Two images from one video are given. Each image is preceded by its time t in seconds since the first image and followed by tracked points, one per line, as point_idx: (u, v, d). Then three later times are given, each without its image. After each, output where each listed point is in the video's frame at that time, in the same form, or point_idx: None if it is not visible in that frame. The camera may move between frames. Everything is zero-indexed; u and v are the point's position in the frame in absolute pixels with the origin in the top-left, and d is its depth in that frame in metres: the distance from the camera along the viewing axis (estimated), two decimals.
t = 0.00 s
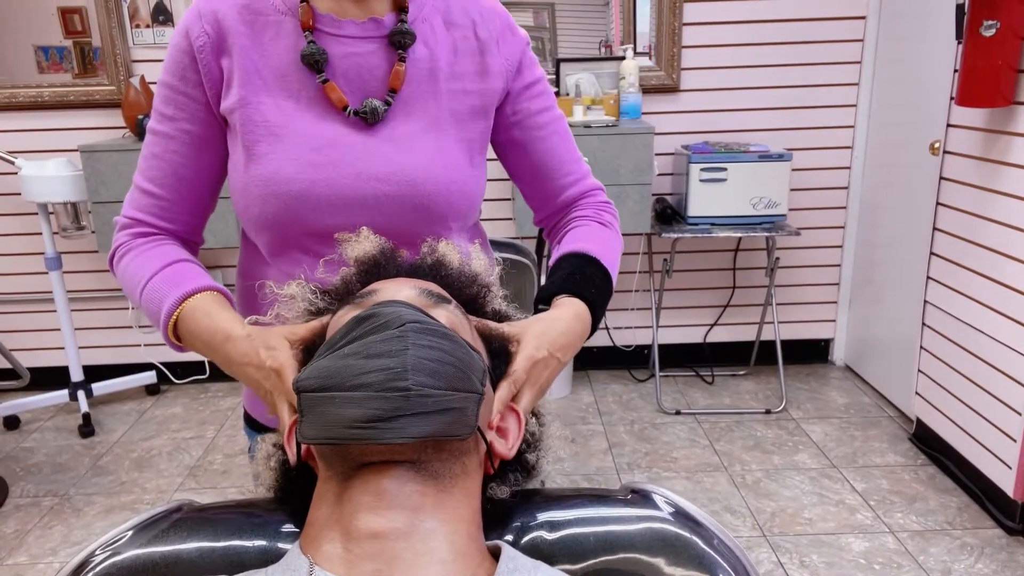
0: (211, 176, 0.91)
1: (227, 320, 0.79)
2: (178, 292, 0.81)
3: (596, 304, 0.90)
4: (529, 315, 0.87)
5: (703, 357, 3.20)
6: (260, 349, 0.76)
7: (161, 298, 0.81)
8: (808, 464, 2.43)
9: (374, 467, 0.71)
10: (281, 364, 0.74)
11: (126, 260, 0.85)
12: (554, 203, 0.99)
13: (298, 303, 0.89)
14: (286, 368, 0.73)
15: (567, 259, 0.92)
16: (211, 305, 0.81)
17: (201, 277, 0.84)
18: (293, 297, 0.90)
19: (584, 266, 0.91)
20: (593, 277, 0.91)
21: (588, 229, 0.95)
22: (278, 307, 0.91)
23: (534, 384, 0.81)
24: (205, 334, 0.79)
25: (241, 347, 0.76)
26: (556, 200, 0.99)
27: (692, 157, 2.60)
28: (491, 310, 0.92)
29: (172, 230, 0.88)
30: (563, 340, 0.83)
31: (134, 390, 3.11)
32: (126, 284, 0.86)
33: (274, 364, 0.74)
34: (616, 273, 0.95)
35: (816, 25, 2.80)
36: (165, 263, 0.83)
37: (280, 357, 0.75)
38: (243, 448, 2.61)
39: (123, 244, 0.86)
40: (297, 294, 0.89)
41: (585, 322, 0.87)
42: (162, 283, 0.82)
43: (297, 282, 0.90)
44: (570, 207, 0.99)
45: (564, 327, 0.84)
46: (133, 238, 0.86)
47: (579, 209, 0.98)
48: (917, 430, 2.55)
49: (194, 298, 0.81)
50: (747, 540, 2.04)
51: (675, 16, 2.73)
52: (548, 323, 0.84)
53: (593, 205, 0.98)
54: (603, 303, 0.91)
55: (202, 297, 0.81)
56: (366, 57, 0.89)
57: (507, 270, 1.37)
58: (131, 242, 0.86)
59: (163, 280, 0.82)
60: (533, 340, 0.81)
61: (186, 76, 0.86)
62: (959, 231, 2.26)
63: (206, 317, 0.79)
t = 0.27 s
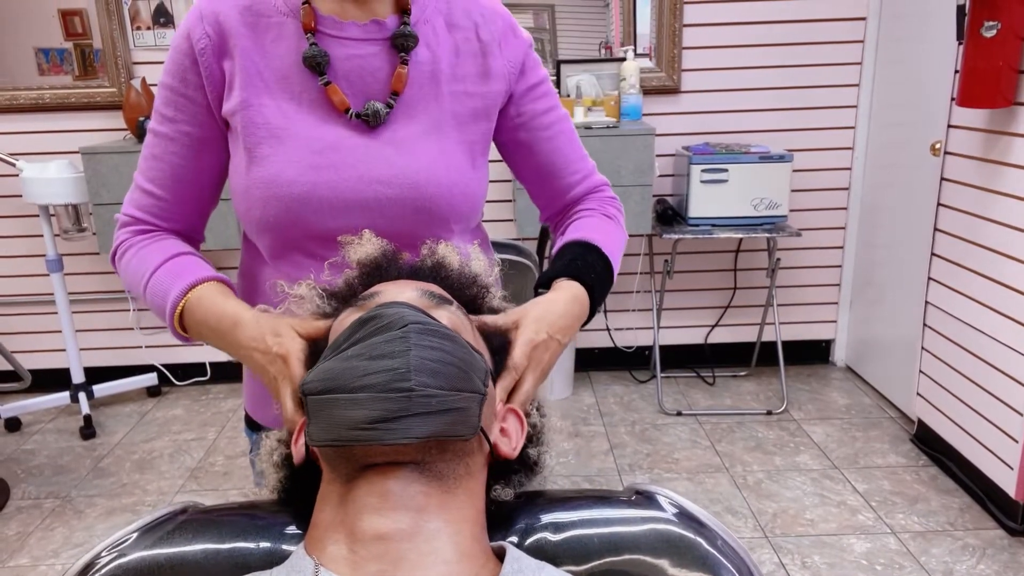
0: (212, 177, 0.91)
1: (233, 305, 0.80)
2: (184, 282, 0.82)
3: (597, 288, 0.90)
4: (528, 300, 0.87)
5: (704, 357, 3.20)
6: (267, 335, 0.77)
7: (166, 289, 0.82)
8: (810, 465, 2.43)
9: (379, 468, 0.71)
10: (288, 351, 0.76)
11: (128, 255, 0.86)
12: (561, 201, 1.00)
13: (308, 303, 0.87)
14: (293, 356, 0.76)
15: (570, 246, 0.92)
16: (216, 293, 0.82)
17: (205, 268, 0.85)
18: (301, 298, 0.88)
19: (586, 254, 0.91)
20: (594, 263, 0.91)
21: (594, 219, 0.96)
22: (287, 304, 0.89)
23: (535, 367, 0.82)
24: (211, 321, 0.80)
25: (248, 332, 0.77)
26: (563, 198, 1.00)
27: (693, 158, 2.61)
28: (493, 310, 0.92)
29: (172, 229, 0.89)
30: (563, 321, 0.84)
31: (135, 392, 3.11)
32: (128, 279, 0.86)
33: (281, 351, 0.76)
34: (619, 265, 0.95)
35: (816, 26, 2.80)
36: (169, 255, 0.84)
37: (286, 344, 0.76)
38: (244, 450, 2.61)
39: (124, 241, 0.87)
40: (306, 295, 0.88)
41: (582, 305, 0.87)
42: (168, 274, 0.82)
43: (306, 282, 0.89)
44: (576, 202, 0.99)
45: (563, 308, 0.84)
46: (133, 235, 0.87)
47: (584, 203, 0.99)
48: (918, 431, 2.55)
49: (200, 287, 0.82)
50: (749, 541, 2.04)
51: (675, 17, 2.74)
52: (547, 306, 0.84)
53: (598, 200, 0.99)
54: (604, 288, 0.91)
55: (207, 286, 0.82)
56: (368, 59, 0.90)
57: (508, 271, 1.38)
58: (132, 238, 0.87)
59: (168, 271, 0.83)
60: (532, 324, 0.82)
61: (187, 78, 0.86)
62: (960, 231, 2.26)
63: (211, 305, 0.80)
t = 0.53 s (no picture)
0: (209, 181, 0.91)
1: (227, 319, 0.79)
2: (177, 293, 0.81)
3: (609, 298, 0.89)
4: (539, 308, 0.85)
5: (704, 359, 3.20)
6: (262, 350, 0.76)
7: (159, 299, 0.81)
8: (811, 466, 2.43)
9: (382, 475, 0.70)
10: (283, 364, 0.74)
11: (120, 259, 0.85)
12: (573, 204, 1.00)
13: (302, 313, 0.89)
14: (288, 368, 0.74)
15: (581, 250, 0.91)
16: (211, 307, 0.81)
17: (198, 279, 0.84)
18: (296, 308, 0.90)
19: (596, 257, 0.90)
20: (605, 267, 0.90)
21: (607, 222, 0.95)
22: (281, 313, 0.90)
23: (543, 377, 0.79)
24: (205, 335, 0.79)
25: (242, 345, 0.76)
26: (575, 202, 1.00)
27: (694, 160, 2.61)
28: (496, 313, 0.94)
29: (163, 235, 0.89)
30: (573, 332, 0.81)
31: (135, 395, 3.11)
32: (120, 286, 0.86)
33: (276, 364, 0.75)
34: (632, 270, 0.94)
35: (817, 28, 2.80)
36: (162, 265, 0.83)
37: (281, 357, 0.75)
38: (245, 452, 2.60)
39: (114, 245, 0.86)
40: (299, 304, 0.90)
41: (595, 312, 0.87)
42: (160, 284, 0.82)
43: (301, 291, 0.90)
44: (588, 205, 0.99)
45: (573, 318, 0.82)
46: (124, 239, 0.86)
47: (597, 206, 0.98)
48: (920, 432, 2.55)
49: (194, 299, 0.81)
50: (751, 543, 2.04)
51: (675, 19, 2.74)
52: (558, 316, 0.82)
53: (610, 203, 0.98)
54: (620, 289, 0.91)
55: (202, 298, 0.81)
56: (370, 63, 0.90)
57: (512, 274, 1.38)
58: (123, 243, 0.86)
59: (161, 281, 0.82)
60: (541, 335, 0.79)
61: (185, 81, 0.85)
62: (961, 233, 2.26)
63: (204, 319, 0.79)
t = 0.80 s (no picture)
0: (214, 187, 0.91)
1: (218, 355, 0.79)
2: (171, 318, 0.81)
3: (612, 338, 0.90)
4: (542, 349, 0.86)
5: (704, 361, 3.20)
6: (255, 383, 0.75)
7: (153, 322, 0.81)
8: (810, 468, 2.43)
9: (381, 479, 0.71)
10: (279, 397, 0.74)
11: (122, 274, 0.85)
12: (557, 220, 0.99)
13: (291, 314, 0.88)
14: (284, 402, 0.73)
15: (578, 288, 0.90)
16: (203, 336, 0.81)
17: (194, 303, 0.84)
18: (286, 309, 0.89)
19: (596, 298, 0.90)
20: (607, 310, 0.90)
21: (596, 254, 0.94)
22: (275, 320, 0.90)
23: (532, 422, 0.80)
24: (194, 368, 0.79)
25: (232, 383, 0.76)
26: (558, 216, 0.98)
27: (693, 161, 2.61)
28: (505, 318, 0.92)
29: (171, 244, 0.89)
30: (573, 381, 0.82)
31: (135, 397, 3.11)
32: (120, 299, 0.86)
33: (271, 400, 0.74)
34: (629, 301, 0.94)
35: (814, 29, 2.81)
36: (157, 287, 0.83)
37: (275, 392, 0.74)
38: (244, 454, 2.60)
39: (120, 257, 0.86)
40: (289, 304, 0.89)
41: (602, 362, 0.87)
42: (155, 307, 0.82)
43: (290, 292, 0.90)
44: (573, 226, 0.98)
45: (578, 370, 0.83)
46: (131, 252, 0.86)
47: (583, 229, 0.97)
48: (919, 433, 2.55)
49: (184, 327, 0.81)
50: (750, 544, 2.04)
51: (674, 21, 2.74)
52: (562, 362, 0.83)
53: (599, 226, 0.97)
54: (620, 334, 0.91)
55: (194, 327, 0.81)
56: (370, 67, 0.90)
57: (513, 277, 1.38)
58: (126, 254, 0.86)
59: (155, 305, 0.82)
60: (537, 381, 0.81)
61: (187, 84, 0.86)
62: (959, 234, 2.26)
63: (196, 351, 0.79)
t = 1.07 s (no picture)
0: (211, 183, 0.91)
1: (217, 335, 0.79)
2: (170, 304, 0.81)
3: (603, 321, 0.89)
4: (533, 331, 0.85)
5: (703, 362, 3.20)
6: (253, 365, 0.75)
7: (153, 308, 0.81)
8: (809, 469, 2.43)
9: (371, 476, 0.71)
10: (275, 380, 0.74)
11: (119, 266, 0.85)
12: (557, 213, 0.99)
13: (293, 311, 0.89)
14: (279, 385, 0.73)
15: (572, 274, 0.91)
16: (201, 319, 0.81)
17: (192, 289, 0.84)
18: (287, 306, 0.90)
19: (588, 282, 0.90)
20: (599, 292, 0.90)
21: (592, 242, 0.94)
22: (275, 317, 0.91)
23: (527, 407, 0.79)
24: (194, 350, 0.79)
25: (231, 364, 0.76)
26: (558, 211, 0.99)
27: (691, 163, 2.61)
28: (494, 316, 0.93)
29: (169, 237, 0.89)
30: (564, 360, 0.81)
31: (134, 399, 3.11)
32: (118, 291, 0.86)
33: (267, 382, 0.74)
34: (622, 290, 0.94)
35: (812, 31, 2.81)
36: (156, 273, 0.83)
37: (273, 375, 0.74)
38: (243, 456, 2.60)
39: (116, 250, 0.86)
40: (291, 302, 0.90)
41: (590, 342, 0.86)
42: (154, 294, 0.82)
43: (293, 290, 0.90)
44: (573, 218, 0.98)
45: (567, 348, 0.82)
46: (128, 244, 0.86)
47: (581, 221, 0.98)
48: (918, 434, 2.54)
49: (184, 311, 0.81)
50: (748, 546, 2.04)
51: (672, 23, 2.75)
52: (552, 342, 0.82)
53: (597, 217, 0.97)
54: (610, 318, 0.90)
55: (193, 310, 0.82)
56: (368, 65, 0.90)
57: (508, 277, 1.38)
58: (124, 248, 0.86)
59: (155, 292, 0.82)
60: (530, 362, 0.80)
61: (186, 82, 0.86)
62: (957, 234, 2.26)
63: (196, 333, 0.79)
